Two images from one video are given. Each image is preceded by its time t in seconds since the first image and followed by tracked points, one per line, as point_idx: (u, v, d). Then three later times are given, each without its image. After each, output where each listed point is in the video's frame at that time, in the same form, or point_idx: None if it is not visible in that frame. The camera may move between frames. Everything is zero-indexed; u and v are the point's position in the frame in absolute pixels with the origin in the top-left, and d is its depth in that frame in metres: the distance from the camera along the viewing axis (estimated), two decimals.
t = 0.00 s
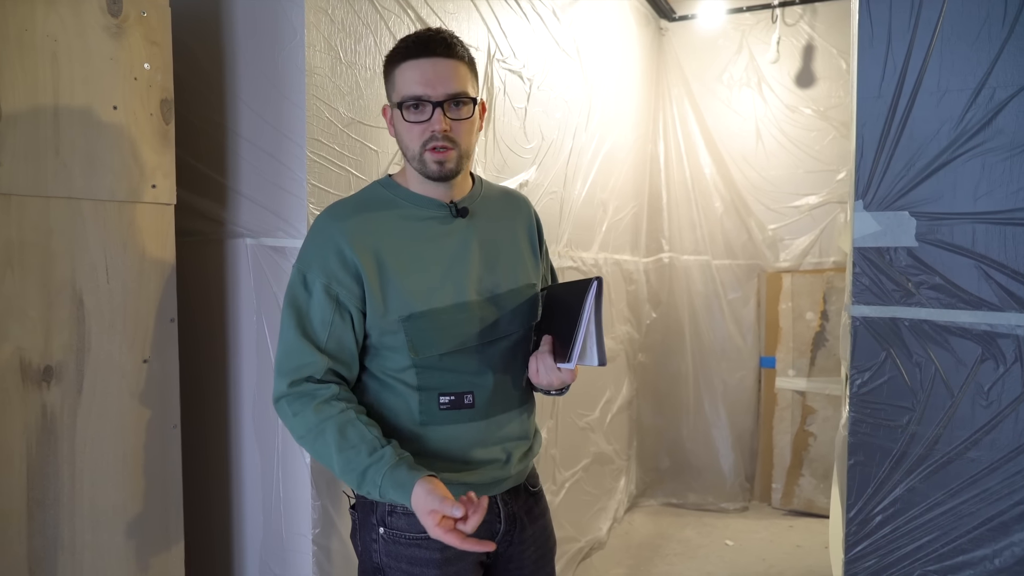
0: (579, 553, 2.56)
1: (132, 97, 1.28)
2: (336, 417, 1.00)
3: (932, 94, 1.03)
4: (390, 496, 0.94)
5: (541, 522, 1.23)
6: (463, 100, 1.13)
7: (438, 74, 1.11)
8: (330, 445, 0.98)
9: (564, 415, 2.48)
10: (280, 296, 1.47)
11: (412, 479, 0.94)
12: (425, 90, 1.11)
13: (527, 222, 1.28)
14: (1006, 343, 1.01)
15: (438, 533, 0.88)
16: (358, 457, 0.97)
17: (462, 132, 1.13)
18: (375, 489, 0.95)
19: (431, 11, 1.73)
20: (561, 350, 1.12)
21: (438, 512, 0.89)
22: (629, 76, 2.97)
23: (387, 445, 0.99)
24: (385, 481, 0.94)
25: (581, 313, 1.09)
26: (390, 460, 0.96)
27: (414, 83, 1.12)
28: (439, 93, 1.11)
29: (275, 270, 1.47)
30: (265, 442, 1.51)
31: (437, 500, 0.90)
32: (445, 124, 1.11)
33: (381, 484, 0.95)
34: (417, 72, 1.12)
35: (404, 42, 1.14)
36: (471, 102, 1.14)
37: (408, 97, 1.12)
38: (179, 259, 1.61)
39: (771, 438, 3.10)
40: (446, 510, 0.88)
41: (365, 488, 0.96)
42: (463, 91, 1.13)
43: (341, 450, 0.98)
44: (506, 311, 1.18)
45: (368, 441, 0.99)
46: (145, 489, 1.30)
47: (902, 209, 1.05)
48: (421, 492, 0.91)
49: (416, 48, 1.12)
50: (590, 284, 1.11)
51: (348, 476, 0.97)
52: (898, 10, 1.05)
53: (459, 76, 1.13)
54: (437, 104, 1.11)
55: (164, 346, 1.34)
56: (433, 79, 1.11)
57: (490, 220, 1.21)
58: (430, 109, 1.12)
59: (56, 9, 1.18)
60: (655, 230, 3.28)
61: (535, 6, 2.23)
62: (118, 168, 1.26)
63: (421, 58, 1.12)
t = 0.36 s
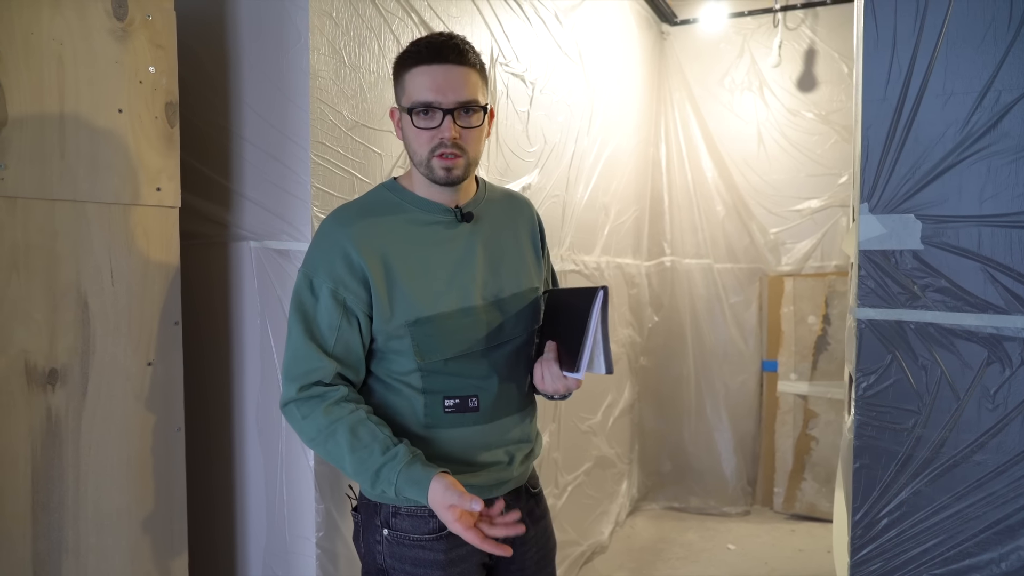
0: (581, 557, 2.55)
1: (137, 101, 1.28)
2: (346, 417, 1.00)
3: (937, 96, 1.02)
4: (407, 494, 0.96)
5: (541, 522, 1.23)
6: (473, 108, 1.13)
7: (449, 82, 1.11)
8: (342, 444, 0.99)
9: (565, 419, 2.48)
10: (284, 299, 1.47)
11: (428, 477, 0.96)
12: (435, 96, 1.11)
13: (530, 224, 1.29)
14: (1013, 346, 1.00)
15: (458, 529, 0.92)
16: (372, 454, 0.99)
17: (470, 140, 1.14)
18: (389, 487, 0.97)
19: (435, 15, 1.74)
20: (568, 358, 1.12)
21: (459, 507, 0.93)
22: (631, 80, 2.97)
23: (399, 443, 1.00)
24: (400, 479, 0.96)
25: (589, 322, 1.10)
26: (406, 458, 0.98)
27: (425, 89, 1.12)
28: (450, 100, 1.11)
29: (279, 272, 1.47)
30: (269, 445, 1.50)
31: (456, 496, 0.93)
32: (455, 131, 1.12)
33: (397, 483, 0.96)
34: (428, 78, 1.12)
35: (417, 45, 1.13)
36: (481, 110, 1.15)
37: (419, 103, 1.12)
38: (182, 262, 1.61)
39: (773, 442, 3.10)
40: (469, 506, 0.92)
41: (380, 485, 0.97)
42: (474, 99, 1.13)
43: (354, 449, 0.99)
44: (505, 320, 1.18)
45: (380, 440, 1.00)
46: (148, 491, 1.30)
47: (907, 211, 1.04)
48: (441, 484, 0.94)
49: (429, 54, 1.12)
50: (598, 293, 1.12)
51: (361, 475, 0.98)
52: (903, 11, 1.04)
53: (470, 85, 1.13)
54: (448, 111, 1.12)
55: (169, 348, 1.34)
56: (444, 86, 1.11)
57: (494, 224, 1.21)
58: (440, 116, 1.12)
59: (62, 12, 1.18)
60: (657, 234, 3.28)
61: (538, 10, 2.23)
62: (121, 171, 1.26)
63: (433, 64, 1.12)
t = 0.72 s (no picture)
0: (583, 558, 2.54)
1: (140, 101, 1.28)
2: (343, 372, 1.00)
3: (942, 96, 1.02)
4: (423, 421, 0.97)
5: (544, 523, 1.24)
6: (481, 101, 1.15)
7: (459, 73, 1.14)
8: (343, 390, 0.99)
9: (567, 420, 2.47)
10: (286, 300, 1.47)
11: (440, 397, 0.98)
12: (445, 87, 1.13)
13: (535, 225, 1.30)
14: (1019, 346, 1.00)
15: (480, 438, 0.93)
16: (377, 395, 0.99)
17: (478, 132, 1.16)
18: (401, 418, 0.98)
19: (437, 16, 1.73)
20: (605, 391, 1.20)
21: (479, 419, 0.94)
22: (633, 81, 2.97)
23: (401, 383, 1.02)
24: (411, 406, 0.98)
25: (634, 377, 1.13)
26: (412, 389, 0.99)
27: (434, 81, 1.14)
28: (459, 91, 1.13)
29: (282, 272, 1.47)
30: (271, 445, 1.50)
31: (484, 407, 0.94)
32: (463, 121, 1.13)
33: (410, 414, 0.97)
34: (437, 70, 1.14)
35: (427, 44, 1.17)
36: (489, 105, 1.17)
37: (429, 94, 1.14)
38: (184, 262, 1.61)
39: (775, 443, 3.09)
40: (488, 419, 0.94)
41: (392, 420, 0.98)
42: (482, 92, 1.16)
43: (357, 396, 0.99)
44: (515, 312, 1.21)
45: (380, 383, 1.01)
46: (151, 492, 1.30)
47: (912, 211, 1.04)
48: (465, 396, 0.95)
49: (441, 48, 1.15)
50: (650, 346, 1.12)
51: (368, 418, 0.98)
52: (908, 11, 1.03)
53: (479, 78, 1.15)
54: (457, 102, 1.13)
55: (172, 348, 1.34)
56: (453, 78, 1.13)
57: (500, 223, 1.23)
58: (449, 107, 1.14)
59: (65, 12, 1.18)
60: (659, 235, 3.27)
61: (539, 11, 2.23)
62: (124, 172, 1.26)
63: (443, 57, 1.14)
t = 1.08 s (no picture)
0: (583, 557, 2.54)
1: (141, 99, 1.27)
2: (337, 340, 1.03)
3: (945, 94, 1.02)
4: (420, 353, 0.99)
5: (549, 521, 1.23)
6: (490, 98, 1.16)
7: (468, 70, 1.15)
8: (339, 351, 1.01)
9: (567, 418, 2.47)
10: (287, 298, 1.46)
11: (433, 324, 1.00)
12: (454, 84, 1.14)
13: (540, 224, 1.30)
14: (1021, 344, 1.00)
15: (485, 352, 0.95)
16: (372, 346, 1.01)
17: (486, 128, 1.16)
18: (399, 356, 0.99)
19: (438, 14, 1.73)
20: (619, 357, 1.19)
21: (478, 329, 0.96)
22: (634, 79, 2.96)
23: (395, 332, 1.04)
24: (405, 344, 1.00)
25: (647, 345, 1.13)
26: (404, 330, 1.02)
27: (444, 78, 1.15)
28: (468, 87, 1.14)
29: (283, 271, 1.47)
30: (273, 444, 1.50)
31: (479, 320, 0.96)
32: (473, 117, 1.14)
33: (406, 350, 0.99)
34: (447, 66, 1.15)
35: (437, 42, 1.17)
36: (497, 101, 1.18)
37: (438, 90, 1.15)
38: (184, 261, 1.61)
39: (775, 442, 3.09)
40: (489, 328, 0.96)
41: (393, 361, 1.00)
42: (490, 88, 1.16)
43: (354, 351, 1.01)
44: (521, 309, 1.21)
45: (373, 339, 1.03)
46: (151, 491, 1.30)
47: (915, 210, 1.04)
48: (461, 315, 0.97)
49: (450, 46, 1.16)
50: (658, 314, 1.11)
51: (368, 370, 1.00)
52: (911, 9, 1.03)
53: (487, 75, 1.17)
54: (466, 98, 1.14)
55: (173, 347, 1.33)
56: (463, 75, 1.14)
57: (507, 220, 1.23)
58: (458, 103, 1.14)
59: (65, 10, 1.18)
60: (660, 234, 3.27)
61: (540, 9, 2.23)
62: (125, 170, 1.25)
63: (453, 55, 1.15)
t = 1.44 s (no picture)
0: (583, 555, 2.54)
1: (141, 96, 1.27)
2: (370, 365, 1.02)
3: (946, 91, 1.01)
4: (454, 410, 0.99)
5: (553, 518, 1.24)
6: (492, 101, 1.15)
7: (470, 75, 1.13)
8: (372, 385, 1.00)
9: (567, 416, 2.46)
10: (287, 297, 1.47)
11: (469, 385, 1.00)
12: (456, 89, 1.13)
13: (543, 221, 1.31)
14: (1022, 342, 1.00)
15: (514, 428, 0.97)
16: (407, 386, 1.01)
17: (488, 133, 1.15)
18: (433, 408, 0.99)
19: (438, 12, 1.73)
20: (631, 416, 1.22)
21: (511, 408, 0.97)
22: (634, 77, 2.96)
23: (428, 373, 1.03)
24: (440, 395, 0.99)
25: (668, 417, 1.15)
26: (440, 378, 1.01)
27: (446, 83, 1.13)
28: (469, 93, 1.13)
29: (282, 269, 1.47)
30: (273, 442, 1.50)
31: (514, 397, 0.97)
32: (474, 123, 1.13)
33: (440, 405, 0.99)
34: (448, 72, 1.13)
35: (439, 43, 1.15)
36: (499, 105, 1.16)
37: (440, 96, 1.14)
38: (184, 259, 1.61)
39: (776, 440, 3.09)
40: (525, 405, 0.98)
41: (425, 413, 1.00)
42: (492, 93, 1.15)
43: (387, 389, 1.00)
44: (527, 306, 1.21)
45: (407, 373, 1.02)
46: (152, 489, 1.30)
47: (916, 207, 1.04)
48: (496, 386, 0.98)
49: (452, 50, 1.14)
50: (687, 397, 1.14)
51: (400, 409, 1.00)
52: (912, 6, 1.03)
53: (489, 79, 1.15)
54: (467, 104, 1.13)
55: (173, 345, 1.33)
56: (464, 80, 1.13)
57: (512, 218, 1.23)
58: (459, 108, 1.13)
59: (65, 7, 1.18)
60: (660, 232, 3.26)
61: (541, 7, 2.23)
62: (124, 167, 1.25)
63: (454, 59, 1.14)
